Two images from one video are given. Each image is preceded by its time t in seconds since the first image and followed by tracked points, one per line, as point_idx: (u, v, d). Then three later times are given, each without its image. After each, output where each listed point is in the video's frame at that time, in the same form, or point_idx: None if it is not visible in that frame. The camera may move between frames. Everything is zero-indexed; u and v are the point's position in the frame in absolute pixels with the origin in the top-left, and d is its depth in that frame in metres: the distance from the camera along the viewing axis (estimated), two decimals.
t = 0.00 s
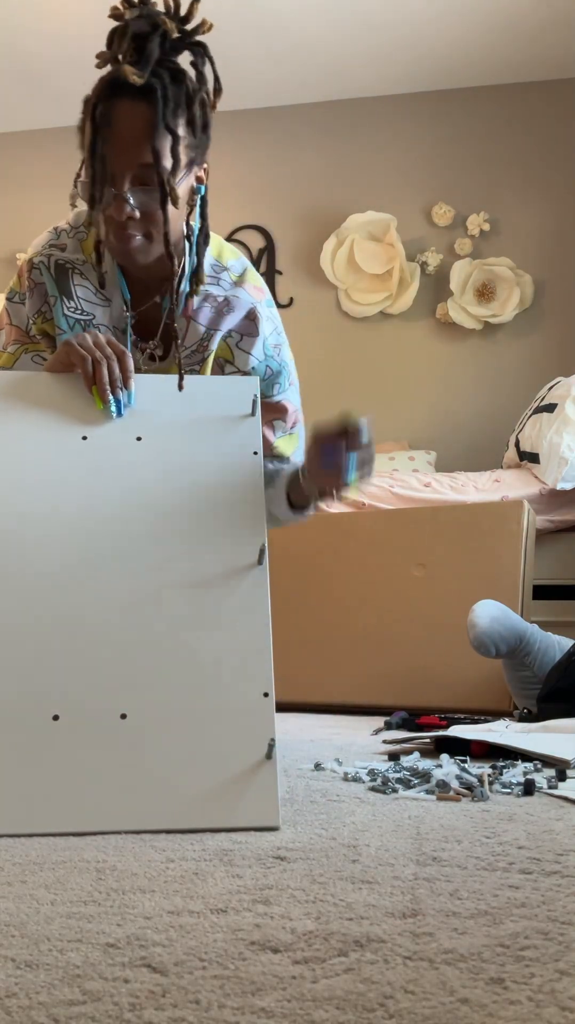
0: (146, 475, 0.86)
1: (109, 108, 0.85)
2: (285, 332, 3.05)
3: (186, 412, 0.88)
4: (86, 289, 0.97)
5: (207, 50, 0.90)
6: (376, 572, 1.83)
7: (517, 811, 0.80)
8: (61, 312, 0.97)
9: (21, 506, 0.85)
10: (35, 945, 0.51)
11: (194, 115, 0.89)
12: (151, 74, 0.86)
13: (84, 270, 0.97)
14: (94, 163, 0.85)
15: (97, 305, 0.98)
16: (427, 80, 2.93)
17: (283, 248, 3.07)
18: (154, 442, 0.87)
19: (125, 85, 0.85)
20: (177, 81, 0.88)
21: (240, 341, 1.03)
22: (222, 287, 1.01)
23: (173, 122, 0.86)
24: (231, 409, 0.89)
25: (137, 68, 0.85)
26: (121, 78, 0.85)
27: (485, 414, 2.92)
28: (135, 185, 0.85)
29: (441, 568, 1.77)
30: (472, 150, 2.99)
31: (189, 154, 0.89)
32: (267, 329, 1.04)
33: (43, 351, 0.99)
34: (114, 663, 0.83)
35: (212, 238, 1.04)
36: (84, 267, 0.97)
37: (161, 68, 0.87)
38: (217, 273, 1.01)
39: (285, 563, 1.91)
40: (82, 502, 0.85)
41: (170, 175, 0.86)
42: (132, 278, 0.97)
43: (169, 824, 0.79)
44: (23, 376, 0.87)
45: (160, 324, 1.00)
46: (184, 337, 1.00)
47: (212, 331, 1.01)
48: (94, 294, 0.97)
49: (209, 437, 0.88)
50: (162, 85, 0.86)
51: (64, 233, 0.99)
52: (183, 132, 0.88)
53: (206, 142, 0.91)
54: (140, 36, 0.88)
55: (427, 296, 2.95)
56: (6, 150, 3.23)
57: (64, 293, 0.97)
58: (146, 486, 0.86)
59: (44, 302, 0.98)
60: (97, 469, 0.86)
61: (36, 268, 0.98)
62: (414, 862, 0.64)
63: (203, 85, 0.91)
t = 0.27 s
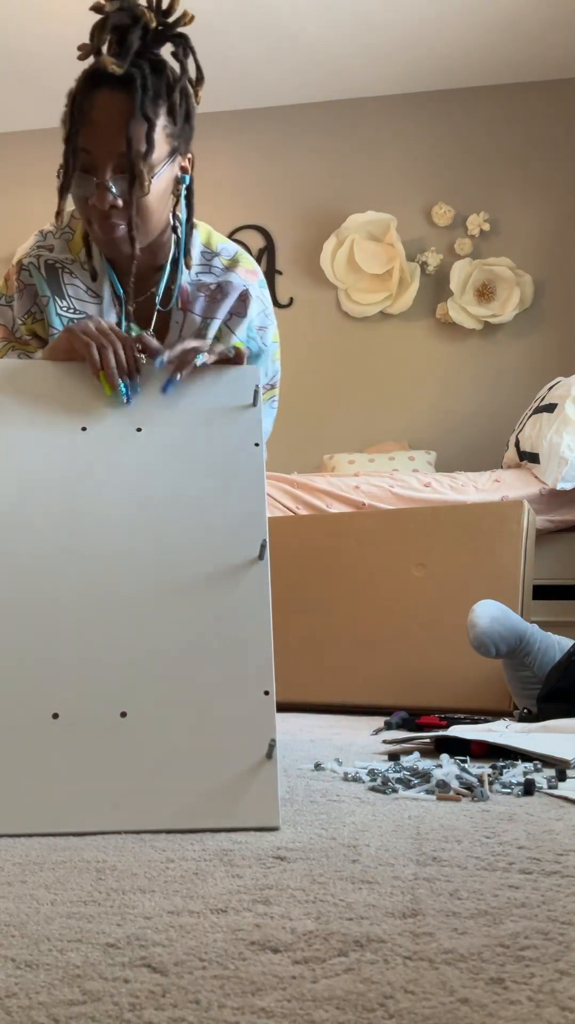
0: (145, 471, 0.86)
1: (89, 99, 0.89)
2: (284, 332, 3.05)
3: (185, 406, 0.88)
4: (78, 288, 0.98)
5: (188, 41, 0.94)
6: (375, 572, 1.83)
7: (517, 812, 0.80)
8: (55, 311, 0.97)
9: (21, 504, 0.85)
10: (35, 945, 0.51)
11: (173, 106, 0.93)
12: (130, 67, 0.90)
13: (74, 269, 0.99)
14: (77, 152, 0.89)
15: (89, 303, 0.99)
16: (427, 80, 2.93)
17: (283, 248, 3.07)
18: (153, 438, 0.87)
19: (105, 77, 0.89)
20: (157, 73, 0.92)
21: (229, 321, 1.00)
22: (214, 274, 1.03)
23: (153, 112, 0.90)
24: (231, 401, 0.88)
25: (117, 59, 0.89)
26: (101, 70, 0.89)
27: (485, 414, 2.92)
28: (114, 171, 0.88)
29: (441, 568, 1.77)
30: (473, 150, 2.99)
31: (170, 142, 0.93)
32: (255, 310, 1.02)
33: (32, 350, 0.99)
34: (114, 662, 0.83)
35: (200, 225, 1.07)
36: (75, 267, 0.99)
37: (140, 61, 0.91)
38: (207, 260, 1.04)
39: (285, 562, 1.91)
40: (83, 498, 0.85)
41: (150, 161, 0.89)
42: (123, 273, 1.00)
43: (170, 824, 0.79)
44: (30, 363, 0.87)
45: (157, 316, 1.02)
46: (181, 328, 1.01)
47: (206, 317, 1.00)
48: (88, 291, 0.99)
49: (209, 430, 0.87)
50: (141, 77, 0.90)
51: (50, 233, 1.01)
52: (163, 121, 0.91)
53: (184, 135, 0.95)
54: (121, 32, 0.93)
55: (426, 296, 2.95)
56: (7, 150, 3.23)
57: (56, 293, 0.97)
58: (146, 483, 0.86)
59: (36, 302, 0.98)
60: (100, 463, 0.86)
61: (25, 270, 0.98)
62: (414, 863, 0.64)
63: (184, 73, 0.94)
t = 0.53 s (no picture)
0: (146, 467, 0.86)
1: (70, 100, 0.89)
2: (284, 332, 3.05)
3: (187, 398, 0.87)
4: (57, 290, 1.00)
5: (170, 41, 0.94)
6: (375, 571, 1.83)
7: (517, 811, 0.80)
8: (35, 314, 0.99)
9: (21, 502, 0.84)
10: (35, 945, 0.51)
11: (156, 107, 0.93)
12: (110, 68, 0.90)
13: (54, 271, 1.00)
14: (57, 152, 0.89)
15: (70, 305, 1.01)
16: (428, 80, 2.93)
17: (283, 248, 3.07)
18: (153, 432, 0.86)
19: (86, 78, 0.90)
20: (138, 73, 0.92)
21: (211, 316, 0.97)
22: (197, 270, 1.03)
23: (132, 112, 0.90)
24: (233, 394, 0.87)
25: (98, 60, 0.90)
26: (82, 71, 0.90)
27: (485, 414, 2.92)
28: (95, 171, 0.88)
29: (441, 568, 1.78)
30: (473, 150, 2.99)
31: (151, 144, 0.93)
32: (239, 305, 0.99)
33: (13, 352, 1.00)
34: (114, 662, 0.83)
35: (181, 225, 1.06)
36: (54, 268, 1.00)
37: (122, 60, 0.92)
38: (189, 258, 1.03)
39: (285, 562, 1.91)
40: (84, 495, 0.85)
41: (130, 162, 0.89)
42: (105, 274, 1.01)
43: (170, 824, 0.79)
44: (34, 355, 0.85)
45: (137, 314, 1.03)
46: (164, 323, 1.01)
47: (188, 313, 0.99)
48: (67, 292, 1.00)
49: (210, 424, 0.87)
50: (121, 77, 0.90)
51: (30, 239, 1.03)
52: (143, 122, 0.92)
53: (167, 135, 0.96)
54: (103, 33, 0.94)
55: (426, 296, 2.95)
56: (8, 150, 3.23)
57: (36, 297, 0.99)
58: (148, 479, 0.85)
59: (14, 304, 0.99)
60: (102, 458, 0.85)
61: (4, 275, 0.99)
62: (414, 862, 0.64)
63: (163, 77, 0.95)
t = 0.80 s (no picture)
0: (147, 466, 0.86)
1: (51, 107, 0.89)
2: (284, 332, 3.05)
3: (189, 397, 0.87)
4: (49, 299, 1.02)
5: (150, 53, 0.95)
6: (375, 571, 1.83)
7: (517, 811, 0.80)
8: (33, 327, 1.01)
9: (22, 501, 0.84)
10: (35, 945, 0.51)
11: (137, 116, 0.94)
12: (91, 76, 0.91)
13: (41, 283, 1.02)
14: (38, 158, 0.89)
15: (61, 312, 1.03)
16: (428, 80, 2.93)
17: (283, 248, 3.07)
18: (155, 431, 0.86)
19: (67, 85, 0.90)
20: (119, 82, 0.93)
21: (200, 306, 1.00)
22: (180, 262, 1.03)
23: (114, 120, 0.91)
24: (235, 393, 0.87)
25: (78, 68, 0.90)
26: (64, 80, 0.90)
27: (485, 414, 2.92)
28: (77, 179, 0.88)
29: (441, 568, 1.78)
30: (473, 150, 2.99)
31: (133, 152, 0.94)
32: (225, 290, 1.01)
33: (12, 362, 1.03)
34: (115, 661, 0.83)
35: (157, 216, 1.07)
36: (41, 275, 1.01)
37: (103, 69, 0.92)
38: (169, 251, 1.04)
39: (285, 562, 1.91)
40: (83, 495, 0.85)
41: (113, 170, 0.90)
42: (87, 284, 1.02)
43: (170, 824, 0.79)
44: (30, 354, 0.85)
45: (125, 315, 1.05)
46: (156, 322, 1.03)
47: (179, 307, 1.01)
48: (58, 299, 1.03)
49: (212, 423, 0.87)
50: (103, 86, 0.91)
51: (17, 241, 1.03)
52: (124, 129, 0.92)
53: (147, 143, 0.96)
54: (83, 43, 0.94)
55: (426, 296, 2.95)
56: (8, 151, 3.23)
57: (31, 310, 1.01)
58: (148, 479, 0.85)
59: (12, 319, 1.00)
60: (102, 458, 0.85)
61: None
62: (414, 862, 0.64)
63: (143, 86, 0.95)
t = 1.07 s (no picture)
0: (149, 464, 0.86)
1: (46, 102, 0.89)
2: (284, 332, 3.05)
3: (192, 401, 0.87)
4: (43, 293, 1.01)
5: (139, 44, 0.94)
6: (376, 571, 1.83)
7: (517, 812, 0.80)
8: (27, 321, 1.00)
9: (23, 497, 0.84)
10: (35, 945, 0.51)
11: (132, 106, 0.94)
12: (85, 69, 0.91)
13: (36, 275, 1.01)
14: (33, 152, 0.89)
15: (54, 307, 1.02)
16: (429, 80, 2.93)
17: (283, 248, 3.07)
18: (158, 431, 0.86)
19: (61, 81, 0.90)
20: (113, 74, 0.93)
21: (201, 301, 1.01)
22: (179, 257, 1.04)
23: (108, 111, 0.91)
24: (238, 395, 0.87)
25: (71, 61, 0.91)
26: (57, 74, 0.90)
27: (485, 414, 2.92)
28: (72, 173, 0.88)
29: (441, 568, 1.78)
30: (473, 150, 2.99)
31: (129, 143, 0.93)
32: (225, 285, 1.02)
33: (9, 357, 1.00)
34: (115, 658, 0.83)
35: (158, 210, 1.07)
36: (35, 269, 1.01)
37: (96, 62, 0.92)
38: (168, 243, 1.04)
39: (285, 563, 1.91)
40: (83, 491, 0.85)
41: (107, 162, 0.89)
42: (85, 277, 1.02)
43: (170, 824, 0.79)
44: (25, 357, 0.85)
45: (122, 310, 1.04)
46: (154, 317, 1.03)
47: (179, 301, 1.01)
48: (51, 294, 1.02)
49: (214, 425, 0.87)
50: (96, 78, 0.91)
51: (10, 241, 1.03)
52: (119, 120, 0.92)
53: (143, 133, 0.96)
54: (75, 34, 0.94)
55: (426, 296, 2.95)
56: (8, 151, 3.24)
57: (26, 301, 0.99)
58: (149, 479, 0.85)
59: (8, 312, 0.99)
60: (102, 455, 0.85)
61: None
62: (414, 863, 0.64)
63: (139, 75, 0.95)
